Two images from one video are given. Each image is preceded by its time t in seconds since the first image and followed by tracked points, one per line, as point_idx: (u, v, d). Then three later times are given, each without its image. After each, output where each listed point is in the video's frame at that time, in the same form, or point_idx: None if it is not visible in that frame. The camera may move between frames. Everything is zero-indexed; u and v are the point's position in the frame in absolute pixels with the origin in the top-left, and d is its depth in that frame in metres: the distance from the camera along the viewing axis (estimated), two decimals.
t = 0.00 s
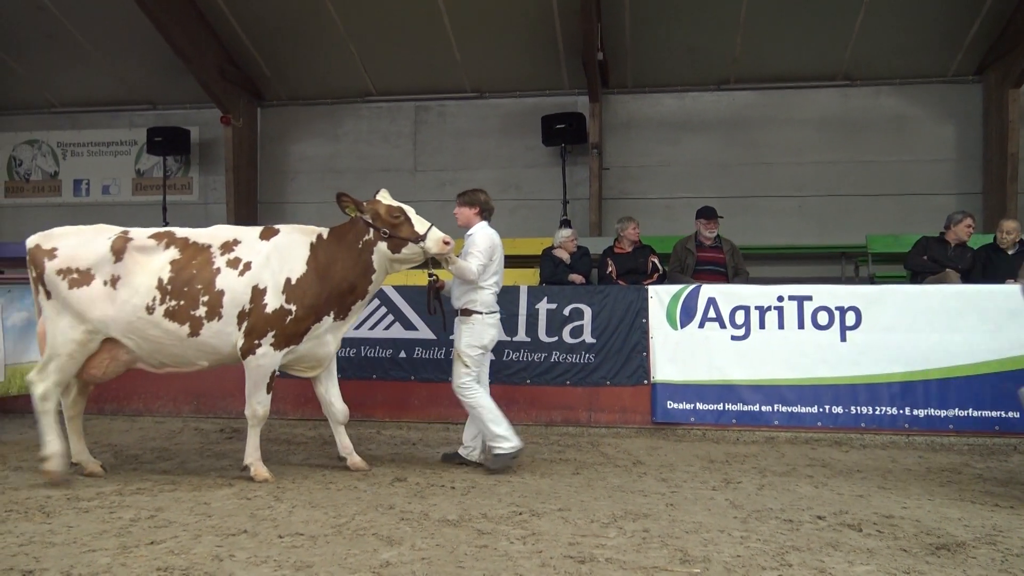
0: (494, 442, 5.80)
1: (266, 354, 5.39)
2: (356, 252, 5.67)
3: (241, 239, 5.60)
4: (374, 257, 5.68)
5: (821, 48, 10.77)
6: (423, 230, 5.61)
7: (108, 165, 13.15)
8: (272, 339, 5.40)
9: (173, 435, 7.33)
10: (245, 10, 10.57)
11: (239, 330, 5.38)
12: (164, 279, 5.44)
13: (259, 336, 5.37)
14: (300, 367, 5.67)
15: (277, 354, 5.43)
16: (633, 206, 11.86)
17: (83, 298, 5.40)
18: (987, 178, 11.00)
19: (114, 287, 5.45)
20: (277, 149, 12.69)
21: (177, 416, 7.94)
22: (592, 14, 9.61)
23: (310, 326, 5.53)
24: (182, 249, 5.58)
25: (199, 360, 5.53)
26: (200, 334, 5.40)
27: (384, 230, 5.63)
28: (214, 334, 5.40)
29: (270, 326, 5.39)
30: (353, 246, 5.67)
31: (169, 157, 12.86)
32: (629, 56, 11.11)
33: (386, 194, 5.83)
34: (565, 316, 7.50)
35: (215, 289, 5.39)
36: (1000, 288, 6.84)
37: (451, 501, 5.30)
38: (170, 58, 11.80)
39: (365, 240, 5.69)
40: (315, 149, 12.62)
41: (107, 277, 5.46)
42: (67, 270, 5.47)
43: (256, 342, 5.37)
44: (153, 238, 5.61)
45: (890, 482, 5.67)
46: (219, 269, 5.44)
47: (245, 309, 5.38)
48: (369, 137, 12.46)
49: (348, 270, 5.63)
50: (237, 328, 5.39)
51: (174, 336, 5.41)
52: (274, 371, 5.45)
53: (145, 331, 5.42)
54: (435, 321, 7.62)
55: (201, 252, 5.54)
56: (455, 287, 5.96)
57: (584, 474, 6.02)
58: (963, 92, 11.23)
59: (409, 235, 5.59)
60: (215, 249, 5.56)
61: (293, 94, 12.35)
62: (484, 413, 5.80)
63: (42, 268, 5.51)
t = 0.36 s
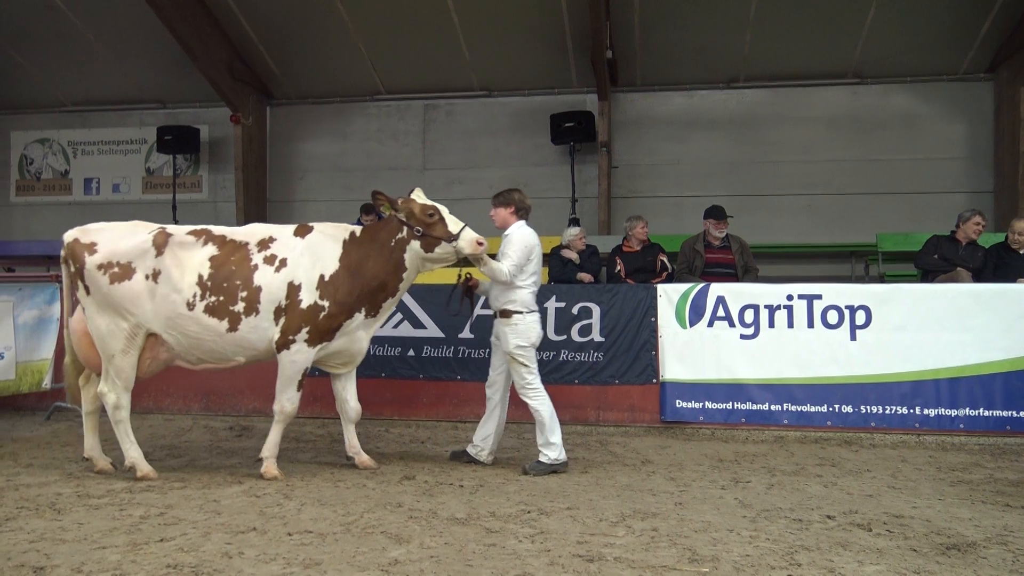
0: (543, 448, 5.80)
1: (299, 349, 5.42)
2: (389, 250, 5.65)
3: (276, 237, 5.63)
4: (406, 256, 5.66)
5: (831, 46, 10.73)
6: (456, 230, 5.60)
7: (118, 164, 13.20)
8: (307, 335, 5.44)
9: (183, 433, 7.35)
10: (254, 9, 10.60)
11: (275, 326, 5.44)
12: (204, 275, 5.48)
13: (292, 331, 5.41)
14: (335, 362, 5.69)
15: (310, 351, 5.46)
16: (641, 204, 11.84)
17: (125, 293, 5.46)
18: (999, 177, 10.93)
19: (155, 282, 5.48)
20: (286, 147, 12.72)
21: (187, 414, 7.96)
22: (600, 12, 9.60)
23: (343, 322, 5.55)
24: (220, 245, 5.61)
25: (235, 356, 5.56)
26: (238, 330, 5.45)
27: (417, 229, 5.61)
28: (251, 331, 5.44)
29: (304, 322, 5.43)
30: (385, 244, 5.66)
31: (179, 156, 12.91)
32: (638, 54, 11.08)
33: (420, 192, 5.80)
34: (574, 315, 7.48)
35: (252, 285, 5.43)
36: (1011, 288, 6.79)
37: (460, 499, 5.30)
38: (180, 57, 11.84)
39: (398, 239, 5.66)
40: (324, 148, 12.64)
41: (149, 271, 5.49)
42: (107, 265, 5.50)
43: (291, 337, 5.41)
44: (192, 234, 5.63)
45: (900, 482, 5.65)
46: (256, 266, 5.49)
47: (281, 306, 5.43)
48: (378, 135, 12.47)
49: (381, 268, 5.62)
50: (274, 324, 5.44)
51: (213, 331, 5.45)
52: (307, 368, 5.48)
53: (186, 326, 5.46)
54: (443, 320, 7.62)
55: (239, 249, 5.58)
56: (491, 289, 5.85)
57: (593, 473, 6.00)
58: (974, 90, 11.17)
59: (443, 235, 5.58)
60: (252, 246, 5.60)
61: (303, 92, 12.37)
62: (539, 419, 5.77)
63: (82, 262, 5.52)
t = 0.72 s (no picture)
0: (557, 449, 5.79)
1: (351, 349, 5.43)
2: (423, 249, 5.66)
3: (308, 238, 5.67)
4: (440, 255, 5.67)
5: (842, 44, 10.68)
6: (489, 229, 5.59)
7: (130, 163, 13.28)
8: (356, 335, 5.45)
9: (194, 432, 7.38)
10: (265, 9, 10.63)
11: (315, 329, 5.49)
12: (240, 277, 5.51)
13: (340, 335, 5.44)
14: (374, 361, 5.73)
15: (365, 349, 5.45)
16: (651, 203, 11.83)
17: (159, 292, 5.49)
18: (1011, 175, 10.86)
19: (188, 281, 5.50)
20: (296, 147, 12.76)
21: (198, 412, 8.00)
22: (610, 11, 9.59)
23: (389, 322, 5.55)
24: (254, 246, 5.64)
25: (269, 357, 5.60)
26: (274, 331, 5.48)
27: (450, 228, 5.62)
28: (286, 333, 5.48)
29: (349, 324, 5.45)
30: (418, 243, 5.66)
31: (190, 155, 12.97)
32: (648, 53, 11.07)
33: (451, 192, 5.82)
34: (584, 314, 7.48)
35: (288, 288, 5.47)
36: None
37: (469, 498, 5.31)
38: (191, 57, 11.89)
39: (430, 238, 5.67)
40: (334, 147, 12.67)
41: (182, 270, 5.50)
42: (142, 264, 5.52)
43: (340, 340, 5.44)
44: (226, 234, 5.67)
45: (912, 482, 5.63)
46: (291, 269, 5.53)
47: (318, 310, 5.48)
48: (388, 134, 12.49)
49: (417, 268, 5.63)
50: (312, 327, 5.49)
51: (248, 333, 5.49)
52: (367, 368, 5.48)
53: (219, 327, 5.49)
54: (453, 318, 7.62)
55: (273, 251, 5.62)
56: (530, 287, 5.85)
57: (604, 472, 5.99)
58: (986, 88, 11.10)
59: (475, 234, 5.58)
60: (285, 248, 5.64)
61: (313, 92, 12.41)
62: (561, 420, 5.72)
63: (116, 260, 5.55)
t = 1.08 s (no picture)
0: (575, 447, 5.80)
1: (401, 348, 5.46)
2: (463, 245, 5.66)
3: (346, 236, 5.69)
4: (480, 251, 5.68)
5: (864, 42, 10.59)
6: (530, 224, 5.62)
7: (151, 162, 13.40)
8: (404, 332, 5.48)
9: (216, 429, 7.43)
10: (285, 9, 10.68)
11: (358, 328, 5.51)
12: (275, 276, 5.55)
13: (388, 333, 5.47)
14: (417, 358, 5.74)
15: (412, 346, 5.49)
16: (670, 201, 11.78)
17: (195, 291, 5.56)
18: None
19: (223, 281, 5.56)
20: (316, 146, 12.83)
21: (219, 410, 8.06)
22: (629, 9, 9.56)
23: (433, 318, 5.57)
24: (290, 246, 5.68)
25: (307, 355, 5.63)
26: (311, 330, 5.51)
27: (491, 224, 5.64)
28: (326, 332, 5.51)
29: (396, 321, 5.47)
30: (458, 239, 5.66)
31: (211, 155, 13.06)
32: (667, 51, 11.02)
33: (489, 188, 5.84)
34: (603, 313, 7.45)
35: (327, 287, 5.49)
36: None
37: (488, 497, 5.31)
38: (212, 58, 11.98)
39: (471, 234, 5.68)
40: (353, 146, 12.73)
41: (218, 270, 5.57)
42: (178, 264, 5.60)
43: (390, 339, 5.48)
44: (262, 234, 5.72)
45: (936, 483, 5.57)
46: (328, 268, 5.54)
47: (362, 307, 5.49)
48: (407, 133, 12.53)
49: (458, 265, 5.63)
50: (354, 326, 5.51)
51: (285, 332, 5.52)
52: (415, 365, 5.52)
53: (254, 325, 5.55)
54: (472, 318, 7.61)
55: (309, 250, 5.65)
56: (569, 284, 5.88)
57: (623, 472, 5.97)
58: (1012, 85, 10.95)
59: (517, 229, 5.61)
60: (322, 247, 5.66)
61: (332, 91, 12.46)
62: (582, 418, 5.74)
63: (155, 260, 5.64)
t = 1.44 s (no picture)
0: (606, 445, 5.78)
1: (440, 348, 5.46)
2: (510, 245, 5.64)
3: (391, 235, 5.73)
4: (529, 251, 5.66)
5: (890, 39, 10.49)
6: (580, 224, 5.62)
7: (177, 164, 13.55)
8: (443, 332, 5.47)
9: (241, 428, 7.50)
10: (309, 11, 10.76)
11: (400, 327, 5.51)
12: (318, 274, 5.61)
13: (428, 332, 5.47)
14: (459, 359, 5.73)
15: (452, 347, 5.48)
16: (692, 201, 11.74)
17: (244, 291, 5.64)
18: None
19: (269, 280, 5.62)
20: (340, 147, 12.92)
21: (246, 408, 8.12)
22: (652, 7, 9.54)
23: (475, 318, 5.55)
24: (334, 245, 5.75)
25: (350, 353, 5.66)
26: (353, 328, 5.54)
27: (541, 223, 5.63)
28: (368, 329, 5.53)
29: (436, 320, 5.46)
30: (506, 239, 5.65)
31: (236, 156, 13.18)
32: (691, 50, 10.97)
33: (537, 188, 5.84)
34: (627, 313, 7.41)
35: (370, 284, 5.52)
36: None
37: (510, 497, 5.31)
38: (238, 60, 12.09)
39: (519, 233, 5.67)
40: (377, 147, 12.80)
41: (265, 270, 5.64)
42: (228, 264, 5.69)
43: (430, 337, 5.47)
44: (308, 234, 5.81)
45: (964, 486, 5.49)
46: (372, 265, 5.58)
47: (404, 306, 5.49)
48: (430, 134, 12.58)
49: (504, 264, 5.61)
50: (397, 324, 5.51)
51: (327, 330, 5.56)
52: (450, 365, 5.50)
53: (298, 323, 5.59)
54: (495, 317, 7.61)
55: (353, 247, 5.70)
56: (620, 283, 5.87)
57: (646, 472, 5.94)
58: None
59: (567, 229, 5.60)
60: (367, 245, 5.71)
61: (356, 92, 12.54)
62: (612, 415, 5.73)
63: (207, 261, 5.74)
